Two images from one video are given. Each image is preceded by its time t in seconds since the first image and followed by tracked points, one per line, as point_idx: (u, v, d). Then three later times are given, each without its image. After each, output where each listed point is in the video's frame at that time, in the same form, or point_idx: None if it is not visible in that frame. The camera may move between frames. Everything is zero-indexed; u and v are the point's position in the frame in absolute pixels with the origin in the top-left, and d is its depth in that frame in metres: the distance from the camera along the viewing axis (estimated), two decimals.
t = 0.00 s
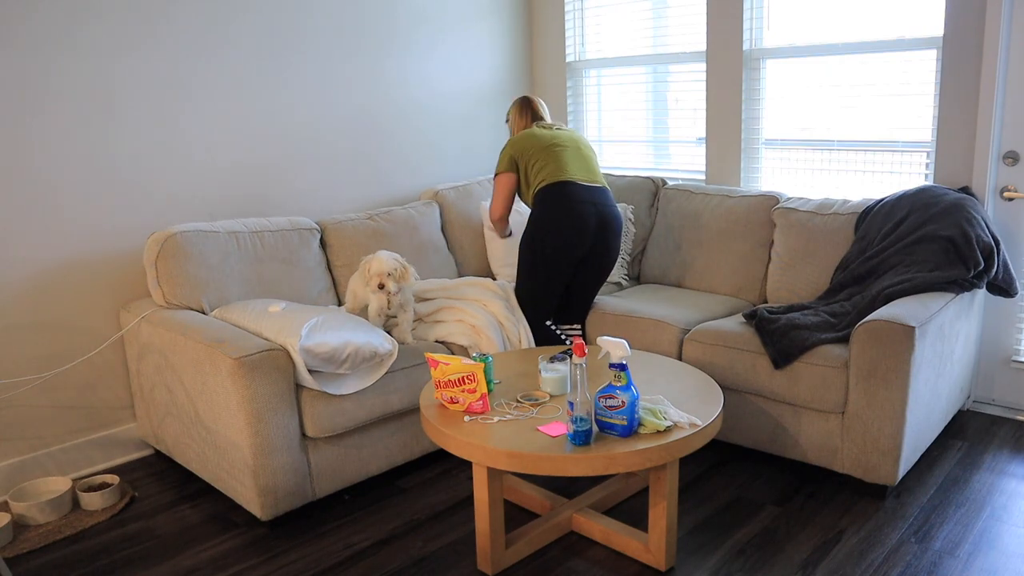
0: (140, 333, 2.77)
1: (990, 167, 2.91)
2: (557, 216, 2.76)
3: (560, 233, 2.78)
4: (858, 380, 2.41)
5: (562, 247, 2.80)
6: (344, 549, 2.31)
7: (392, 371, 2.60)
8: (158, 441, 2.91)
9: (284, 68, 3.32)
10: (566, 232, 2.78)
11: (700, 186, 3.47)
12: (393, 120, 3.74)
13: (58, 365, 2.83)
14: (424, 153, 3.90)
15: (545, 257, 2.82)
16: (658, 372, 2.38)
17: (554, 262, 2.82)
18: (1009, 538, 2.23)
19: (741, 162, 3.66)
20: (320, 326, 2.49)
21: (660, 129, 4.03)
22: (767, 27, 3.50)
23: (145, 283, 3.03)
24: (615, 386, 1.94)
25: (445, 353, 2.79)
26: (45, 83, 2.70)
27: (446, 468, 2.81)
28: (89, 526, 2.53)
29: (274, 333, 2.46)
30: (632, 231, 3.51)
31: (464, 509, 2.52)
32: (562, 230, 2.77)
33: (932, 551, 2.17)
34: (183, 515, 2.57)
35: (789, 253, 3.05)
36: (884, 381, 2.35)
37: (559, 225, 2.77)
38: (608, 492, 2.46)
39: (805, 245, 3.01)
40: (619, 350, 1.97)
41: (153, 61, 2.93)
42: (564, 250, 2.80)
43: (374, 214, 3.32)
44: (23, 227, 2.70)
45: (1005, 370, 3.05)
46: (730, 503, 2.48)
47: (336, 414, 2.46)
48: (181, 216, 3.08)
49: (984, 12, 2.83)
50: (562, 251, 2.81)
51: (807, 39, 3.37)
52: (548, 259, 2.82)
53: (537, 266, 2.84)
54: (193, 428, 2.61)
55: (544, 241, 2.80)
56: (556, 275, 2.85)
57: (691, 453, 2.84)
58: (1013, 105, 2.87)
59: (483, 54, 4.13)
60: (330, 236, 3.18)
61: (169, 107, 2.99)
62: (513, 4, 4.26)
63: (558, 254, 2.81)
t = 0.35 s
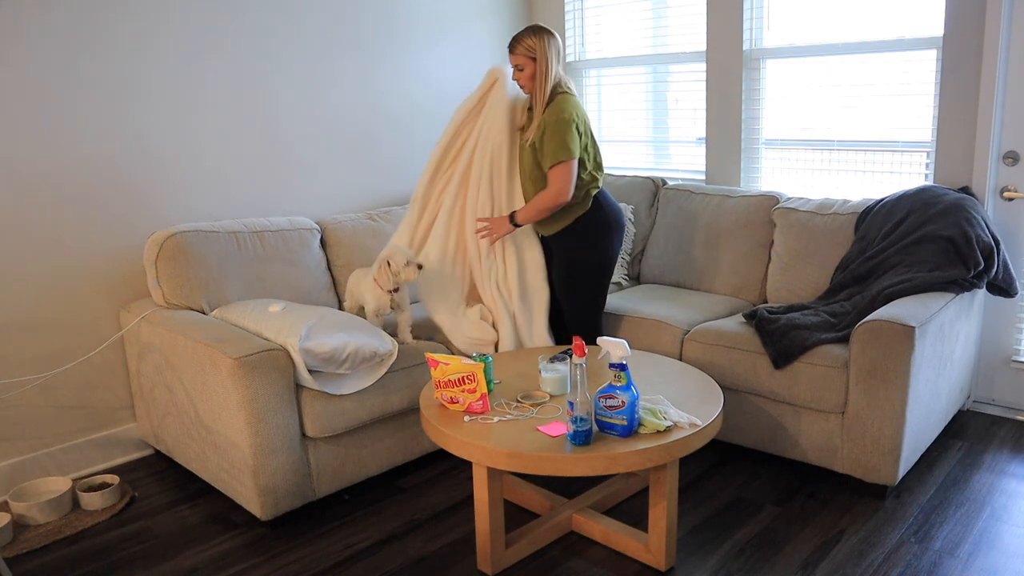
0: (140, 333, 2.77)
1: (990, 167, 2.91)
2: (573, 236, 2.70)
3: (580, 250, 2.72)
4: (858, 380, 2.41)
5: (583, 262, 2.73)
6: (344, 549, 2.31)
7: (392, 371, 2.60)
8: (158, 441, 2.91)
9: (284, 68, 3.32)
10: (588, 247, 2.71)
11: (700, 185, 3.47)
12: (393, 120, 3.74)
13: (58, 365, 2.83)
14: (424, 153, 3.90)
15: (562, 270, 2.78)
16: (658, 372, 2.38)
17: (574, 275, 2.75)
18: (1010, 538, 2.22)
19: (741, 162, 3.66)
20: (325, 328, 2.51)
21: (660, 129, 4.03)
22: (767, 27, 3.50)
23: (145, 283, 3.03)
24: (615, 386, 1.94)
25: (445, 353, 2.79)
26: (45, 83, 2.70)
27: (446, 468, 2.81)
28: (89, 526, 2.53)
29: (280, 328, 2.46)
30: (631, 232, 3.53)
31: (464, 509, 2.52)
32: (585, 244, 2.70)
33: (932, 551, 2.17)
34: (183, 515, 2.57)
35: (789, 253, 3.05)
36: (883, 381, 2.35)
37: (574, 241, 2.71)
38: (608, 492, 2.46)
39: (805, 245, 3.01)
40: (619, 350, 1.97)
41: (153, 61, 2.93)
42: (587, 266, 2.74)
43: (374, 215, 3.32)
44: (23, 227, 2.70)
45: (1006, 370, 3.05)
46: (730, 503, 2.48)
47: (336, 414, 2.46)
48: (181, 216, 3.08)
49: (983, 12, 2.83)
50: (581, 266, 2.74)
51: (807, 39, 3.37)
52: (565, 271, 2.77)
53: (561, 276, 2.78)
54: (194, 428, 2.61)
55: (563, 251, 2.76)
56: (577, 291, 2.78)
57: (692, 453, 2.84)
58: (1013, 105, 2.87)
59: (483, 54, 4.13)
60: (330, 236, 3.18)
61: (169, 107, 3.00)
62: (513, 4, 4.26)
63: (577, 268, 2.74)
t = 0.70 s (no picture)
0: (140, 333, 2.77)
1: (990, 167, 2.91)
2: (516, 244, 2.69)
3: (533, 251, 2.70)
4: (858, 380, 2.41)
5: (538, 260, 2.70)
6: (344, 549, 2.31)
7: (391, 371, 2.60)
8: (158, 441, 2.91)
9: (284, 68, 3.32)
10: (538, 246, 2.68)
11: (700, 185, 3.46)
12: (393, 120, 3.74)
13: (58, 365, 2.84)
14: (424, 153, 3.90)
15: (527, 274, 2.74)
16: (658, 372, 2.38)
17: (537, 276, 2.72)
18: (1009, 538, 2.22)
19: (742, 162, 3.66)
20: (379, 282, 2.68)
21: (660, 128, 4.03)
22: (767, 27, 3.50)
23: (145, 283, 3.03)
24: (616, 386, 1.94)
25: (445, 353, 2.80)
26: (45, 82, 2.70)
27: (446, 468, 2.81)
28: (89, 526, 2.53)
29: (351, 294, 2.57)
30: (631, 231, 3.52)
31: (464, 509, 2.52)
32: (536, 242, 2.68)
33: (932, 551, 2.17)
34: (183, 515, 2.57)
35: (789, 253, 3.05)
36: (883, 381, 2.35)
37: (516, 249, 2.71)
38: (609, 492, 2.46)
39: (805, 245, 3.01)
40: (620, 350, 1.98)
41: (153, 61, 2.93)
42: (543, 261, 2.71)
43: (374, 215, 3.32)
44: (23, 227, 2.70)
45: (1006, 370, 3.05)
46: (730, 503, 2.48)
47: (336, 414, 2.46)
48: (181, 216, 3.08)
49: (984, 12, 2.83)
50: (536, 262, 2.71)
51: (807, 39, 3.37)
52: (528, 276, 2.74)
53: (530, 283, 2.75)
54: (193, 428, 2.61)
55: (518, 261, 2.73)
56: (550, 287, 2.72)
57: (692, 453, 2.84)
58: (1013, 105, 2.87)
59: (483, 54, 4.13)
60: (330, 236, 3.19)
61: (169, 108, 3.00)
62: (513, 4, 4.26)
63: (535, 268, 2.72)
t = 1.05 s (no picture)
0: (140, 333, 2.77)
1: (990, 167, 2.92)
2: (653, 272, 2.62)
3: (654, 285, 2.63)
4: (858, 380, 2.41)
5: (661, 293, 2.65)
6: (344, 549, 2.31)
7: (392, 371, 2.60)
8: (158, 441, 2.91)
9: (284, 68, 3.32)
10: (653, 278, 2.61)
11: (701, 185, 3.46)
12: (394, 120, 3.75)
13: (58, 365, 2.84)
14: (424, 153, 3.90)
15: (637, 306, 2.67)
16: (658, 372, 2.38)
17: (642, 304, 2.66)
18: (1010, 538, 2.22)
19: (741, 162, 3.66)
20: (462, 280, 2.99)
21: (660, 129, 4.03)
22: (767, 27, 3.50)
23: (146, 283, 3.04)
24: (615, 386, 1.94)
25: (445, 352, 2.80)
26: (45, 82, 2.69)
27: (446, 468, 2.81)
28: (89, 526, 2.53)
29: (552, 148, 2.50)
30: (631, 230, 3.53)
31: (465, 509, 2.52)
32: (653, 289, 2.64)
33: (932, 551, 2.17)
34: (183, 515, 2.57)
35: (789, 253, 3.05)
36: (883, 381, 2.35)
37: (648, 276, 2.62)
38: (608, 492, 2.46)
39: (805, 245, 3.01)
40: (619, 350, 1.98)
41: (154, 61, 2.94)
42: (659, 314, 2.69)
43: (374, 215, 3.32)
44: (24, 227, 2.70)
45: (1006, 370, 3.05)
46: (730, 503, 2.48)
47: (336, 414, 2.45)
48: (181, 216, 3.08)
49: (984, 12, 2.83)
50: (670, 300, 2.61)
51: (807, 39, 3.37)
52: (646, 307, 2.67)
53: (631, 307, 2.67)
54: (193, 429, 2.61)
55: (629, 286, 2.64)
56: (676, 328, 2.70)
57: (691, 453, 2.84)
58: (1013, 105, 2.87)
59: (483, 54, 4.13)
60: (330, 236, 3.19)
61: (169, 107, 3.00)
62: (513, 4, 4.26)
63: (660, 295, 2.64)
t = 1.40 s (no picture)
0: (140, 333, 2.77)
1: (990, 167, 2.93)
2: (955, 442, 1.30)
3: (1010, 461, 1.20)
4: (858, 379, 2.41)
5: None
6: (344, 549, 2.31)
7: (392, 371, 2.60)
8: (158, 441, 2.91)
9: (285, 68, 3.32)
10: None
11: (701, 185, 3.46)
12: (394, 120, 3.75)
13: (58, 365, 2.84)
14: (424, 153, 3.90)
15: None
16: (658, 372, 2.38)
17: None
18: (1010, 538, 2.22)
19: (742, 162, 3.66)
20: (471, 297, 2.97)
21: (661, 128, 4.03)
22: (767, 27, 3.49)
23: (146, 283, 3.04)
24: (615, 386, 1.94)
25: (445, 352, 2.80)
26: (45, 82, 2.70)
27: (447, 468, 2.81)
28: (89, 526, 2.53)
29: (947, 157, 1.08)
30: (631, 230, 3.54)
31: (465, 509, 2.52)
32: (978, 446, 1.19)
33: (932, 552, 2.17)
34: (183, 515, 2.57)
35: (789, 252, 3.05)
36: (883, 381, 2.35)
37: None
38: (608, 492, 2.45)
39: (806, 245, 3.01)
40: (619, 350, 1.97)
41: (153, 61, 2.94)
42: None
43: (374, 214, 3.32)
44: (24, 227, 2.70)
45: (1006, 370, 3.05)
46: (730, 503, 2.48)
47: (336, 414, 2.45)
48: (181, 216, 3.07)
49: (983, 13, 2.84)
50: None
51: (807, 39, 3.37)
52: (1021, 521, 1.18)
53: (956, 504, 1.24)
54: (194, 429, 2.61)
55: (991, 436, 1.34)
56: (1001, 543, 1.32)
57: (691, 454, 2.84)
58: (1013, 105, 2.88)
59: (483, 54, 4.13)
60: (330, 236, 3.19)
61: (170, 108, 3.00)
62: (513, 4, 4.26)
63: None
